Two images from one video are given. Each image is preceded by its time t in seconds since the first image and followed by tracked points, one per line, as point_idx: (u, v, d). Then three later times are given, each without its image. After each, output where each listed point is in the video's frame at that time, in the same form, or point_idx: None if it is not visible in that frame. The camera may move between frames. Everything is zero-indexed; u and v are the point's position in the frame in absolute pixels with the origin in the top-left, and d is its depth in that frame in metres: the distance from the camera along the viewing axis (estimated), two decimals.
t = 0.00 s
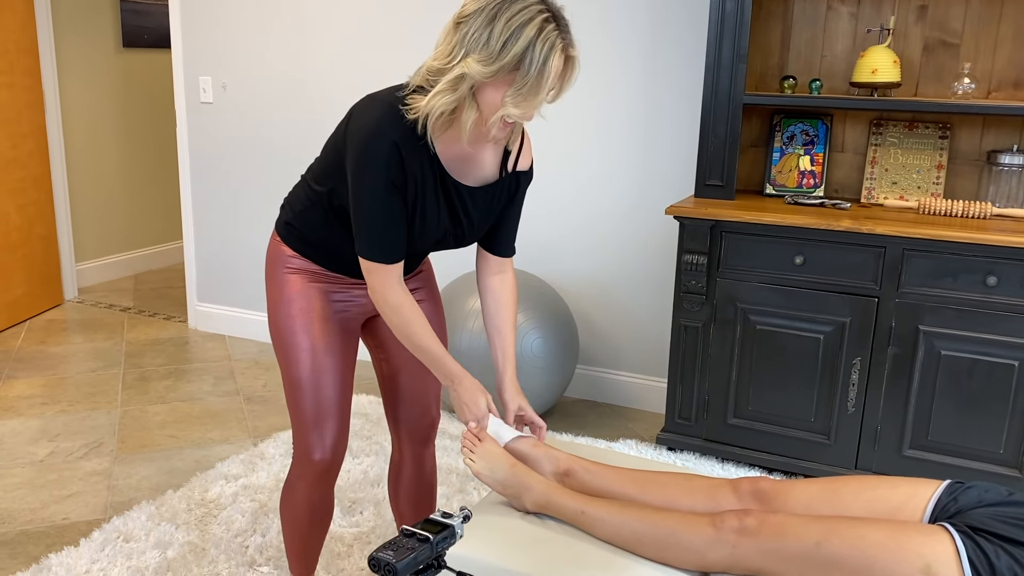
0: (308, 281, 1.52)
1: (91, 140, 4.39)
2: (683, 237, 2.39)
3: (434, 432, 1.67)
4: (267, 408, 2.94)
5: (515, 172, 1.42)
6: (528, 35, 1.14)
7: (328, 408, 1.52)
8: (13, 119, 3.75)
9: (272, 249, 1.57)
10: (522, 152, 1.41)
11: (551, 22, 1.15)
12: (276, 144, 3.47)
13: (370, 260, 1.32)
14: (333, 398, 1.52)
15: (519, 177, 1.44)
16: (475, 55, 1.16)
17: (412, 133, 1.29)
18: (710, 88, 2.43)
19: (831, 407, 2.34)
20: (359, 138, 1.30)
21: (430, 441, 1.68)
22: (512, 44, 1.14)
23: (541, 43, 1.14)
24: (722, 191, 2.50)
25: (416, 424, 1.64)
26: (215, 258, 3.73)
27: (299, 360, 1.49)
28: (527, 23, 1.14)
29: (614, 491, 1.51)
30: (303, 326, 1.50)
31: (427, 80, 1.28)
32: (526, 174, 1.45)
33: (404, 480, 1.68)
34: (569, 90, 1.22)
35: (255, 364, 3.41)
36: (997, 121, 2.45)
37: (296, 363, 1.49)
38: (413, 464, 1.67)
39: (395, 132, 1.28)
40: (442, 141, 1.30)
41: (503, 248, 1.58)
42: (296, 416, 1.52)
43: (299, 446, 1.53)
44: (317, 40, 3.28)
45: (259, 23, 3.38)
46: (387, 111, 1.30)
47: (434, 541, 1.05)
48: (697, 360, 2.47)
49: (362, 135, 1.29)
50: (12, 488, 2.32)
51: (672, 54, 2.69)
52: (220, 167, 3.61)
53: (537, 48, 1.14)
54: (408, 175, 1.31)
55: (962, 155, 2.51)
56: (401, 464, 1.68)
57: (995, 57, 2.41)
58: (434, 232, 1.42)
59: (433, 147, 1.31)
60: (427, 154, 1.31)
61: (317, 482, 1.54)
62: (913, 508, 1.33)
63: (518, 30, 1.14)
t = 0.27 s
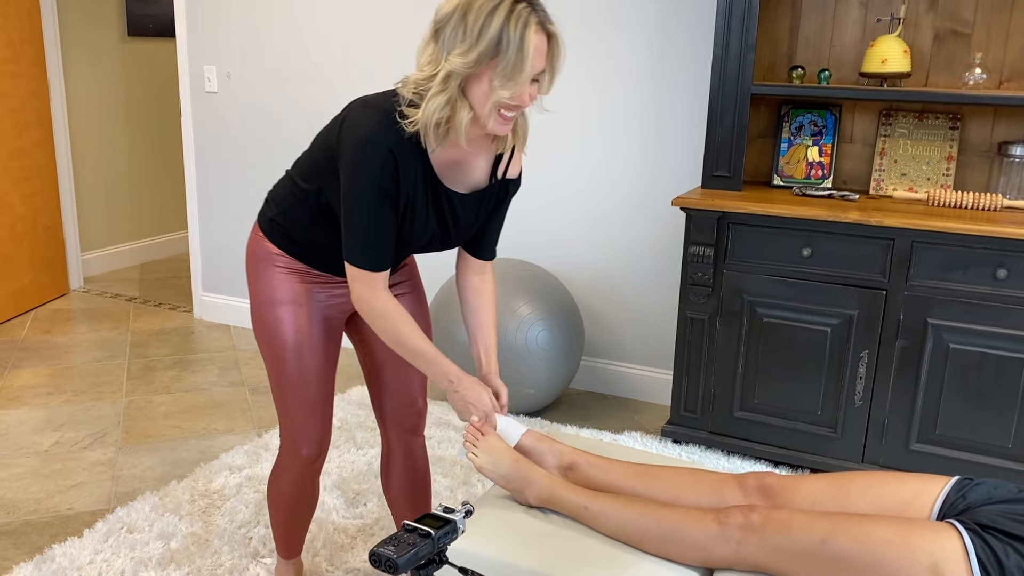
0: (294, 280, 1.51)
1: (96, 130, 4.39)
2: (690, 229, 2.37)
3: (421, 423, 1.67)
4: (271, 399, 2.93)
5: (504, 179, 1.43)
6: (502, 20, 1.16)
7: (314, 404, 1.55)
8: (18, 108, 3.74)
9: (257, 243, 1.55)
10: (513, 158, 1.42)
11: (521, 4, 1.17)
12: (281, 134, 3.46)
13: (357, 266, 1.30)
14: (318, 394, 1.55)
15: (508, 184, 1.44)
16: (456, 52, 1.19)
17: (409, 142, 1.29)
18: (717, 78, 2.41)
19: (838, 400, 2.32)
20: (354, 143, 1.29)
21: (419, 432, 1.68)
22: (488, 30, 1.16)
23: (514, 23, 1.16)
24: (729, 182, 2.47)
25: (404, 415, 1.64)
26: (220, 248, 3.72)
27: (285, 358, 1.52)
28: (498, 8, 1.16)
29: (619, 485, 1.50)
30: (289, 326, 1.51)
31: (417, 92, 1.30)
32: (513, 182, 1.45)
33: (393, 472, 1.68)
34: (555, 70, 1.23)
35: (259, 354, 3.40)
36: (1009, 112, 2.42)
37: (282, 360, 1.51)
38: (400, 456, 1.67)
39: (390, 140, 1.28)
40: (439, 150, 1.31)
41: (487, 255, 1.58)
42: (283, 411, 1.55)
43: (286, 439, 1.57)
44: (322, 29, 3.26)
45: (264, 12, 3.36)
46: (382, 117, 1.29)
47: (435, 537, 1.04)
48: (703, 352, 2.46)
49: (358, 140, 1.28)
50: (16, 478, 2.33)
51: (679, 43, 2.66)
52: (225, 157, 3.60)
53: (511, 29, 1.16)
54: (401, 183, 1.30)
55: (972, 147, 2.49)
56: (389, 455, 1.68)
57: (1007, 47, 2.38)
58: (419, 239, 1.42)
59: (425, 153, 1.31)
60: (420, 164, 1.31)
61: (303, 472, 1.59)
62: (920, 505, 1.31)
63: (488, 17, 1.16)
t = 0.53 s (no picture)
0: (273, 275, 1.52)
1: (105, 118, 4.39)
2: (699, 218, 2.36)
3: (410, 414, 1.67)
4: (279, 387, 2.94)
5: (481, 182, 1.45)
6: (455, 14, 1.18)
7: (301, 399, 1.54)
8: (27, 97, 3.74)
9: (235, 240, 1.56)
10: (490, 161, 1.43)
11: None
12: (290, 123, 3.45)
13: (341, 280, 1.31)
14: (305, 389, 1.54)
15: (485, 187, 1.46)
16: (416, 53, 1.21)
17: (390, 157, 1.29)
18: (728, 67, 2.39)
19: (847, 390, 2.31)
20: (336, 156, 1.29)
21: (405, 424, 1.68)
22: (443, 25, 1.18)
23: (467, 17, 1.18)
24: (739, 171, 2.45)
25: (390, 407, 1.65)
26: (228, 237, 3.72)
27: (268, 354, 1.51)
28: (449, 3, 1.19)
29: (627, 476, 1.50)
30: (270, 321, 1.51)
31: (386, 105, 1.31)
32: (492, 185, 1.47)
33: (385, 465, 1.68)
34: (518, 61, 1.27)
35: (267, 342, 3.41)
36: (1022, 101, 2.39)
37: (266, 356, 1.51)
38: (391, 448, 1.67)
39: (370, 155, 1.27)
40: (415, 158, 1.32)
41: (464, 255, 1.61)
42: (271, 406, 1.55)
43: (276, 435, 1.57)
44: (330, 17, 3.25)
45: None
46: (361, 131, 1.28)
47: (444, 528, 1.03)
48: (711, 342, 2.45)
49: (339, 155, 1.28)
50: (26, 466, 2.34)
51: (689, 31, 2.64)
52: (233, 145, 3.59)
53: (465, 22, 1.18)
54: (382, 196, 1.31)
55: (984, 136, 2.46)
56: (380, 448, 1.68)
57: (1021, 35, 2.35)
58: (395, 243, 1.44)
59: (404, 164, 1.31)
60: (398, 176, 1.32)
61: (296, 467, 1.59)
62: (931, 497, 1.30)
63: (441, 15, 1.19)
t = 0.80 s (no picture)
0: (265, 268, 1.54)
1: (111, 104, 4.38)
2: (706, 206, 2.35)
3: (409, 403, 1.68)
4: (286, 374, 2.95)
5: (470, 169, 1.45)
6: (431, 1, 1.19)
7: (300, 391, 1.55)
8: (33, 83, 3.74)
9: (226, 237, 1.58)
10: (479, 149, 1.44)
11: None
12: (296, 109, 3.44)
13: (336, 277, 1.33)
14: (303, 381, 1.56)
15: (474, 175, 1.46)
16: (395, 44, 1.21)
17: (376, 154, 1.30)
18: (735, 54, 2.37)
19: (854, 379, 2.31)
20: (321, 154, 1.30)
21: (405, 414, 1.69)
22: (420, 13, 1.19)
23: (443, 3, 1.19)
24: (747, 159, 2.44)
25: (389, 397, 1.66)
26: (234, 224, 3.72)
27: (265, 347, 1.53)
28: None
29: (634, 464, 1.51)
30: (265, 314, 1.53)
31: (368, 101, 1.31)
32: (481, 171, 1.47)
33: (386, 456, 1.70)
34: (497, 45, 1.28)
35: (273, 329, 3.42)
36: None
37: (263, 349, 1.53)
38: (392, 438, 1.68)
39: (355, 153, 1.28)
40: (403, 152, 1.33)
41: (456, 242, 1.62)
42: (271, 400, 1.56)
43: (277, 428, 1.58)
44: (337, 3, 3.23)
45: None
46: (345, 130, 1.29)
47: (451, 515, 1.04)
48: (717, 330, 2.44)
49: (325, 154, 1.29)
50: (34, 451, 2.35)
51: (696, 18, 2.62)
52: (240, 132, 3.59)
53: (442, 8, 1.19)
54: (370, 192, 1.32)
55: (995, 124, 2.44)
56: (381, 438, 1.69)
57: None
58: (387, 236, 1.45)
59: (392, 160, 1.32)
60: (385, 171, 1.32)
61: (298, 460, 1.60)
62: (939, 486, 1.30)
63: (417, 4, 1.19)
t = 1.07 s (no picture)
0: (266, 255, 1.52)
1: (115, 85, 4.35)
2: (716, 191, 2.32)
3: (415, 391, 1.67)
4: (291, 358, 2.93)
5: (471, 144, 1.42)
6: None
7: (303, 380, 1.53)
8: (36, 63, 3.71)
9: (226, 223, 1.56)
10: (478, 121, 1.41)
11: None
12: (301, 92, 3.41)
13: (336, 257, 1.32)
14: (306, 369, 1.54)
15: (476, 149, 1.43)
16: (387, 12, 1.18)
17: (367, 129, 1.27)
18: (748, 36, 2.33)
19: (864, 367, 2.29)
20: (315, 132, 1.27)
21: (411, 401, 1.68)
22: None
23: None
24: (758, 144, 2.41)
25: (394, 385, 1.64)
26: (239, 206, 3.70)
27: (267, 335, 1.51)
28: None
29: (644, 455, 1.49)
30: (266, 301, 1.51)
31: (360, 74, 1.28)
32: (482, 146, 1.44)
33: (391, 443, 1.68)
34: (495, 12, 1.25)
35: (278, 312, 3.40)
36: None
37: (265, 337, 1.51)
38: (397, 425, 1.67)
39: (348, 128, 1.25)
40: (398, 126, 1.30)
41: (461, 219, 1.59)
42: (273, 388, 1.54)
43: (280, 417, 1.56)
44: None
45: None
46: (336, 104, 1.26)
47: (458, 508, 1.02)
48: (726, 317, 2.42)
49: (317, 131, 1.27)
50: (38, 435, 2.34)
51: None
52: (245, 114, 3.56)
53: None
54: (366, 169, 1.29)
55: (1011, 109, 2.39)
56: (386, 426, 1.68)
57: None
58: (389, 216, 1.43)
59: (388, 136, 1.30)
60: (381, 147, 1.30)
61: (302, 449, 1.58)
62: (954, 480, 1.28)
63: None
